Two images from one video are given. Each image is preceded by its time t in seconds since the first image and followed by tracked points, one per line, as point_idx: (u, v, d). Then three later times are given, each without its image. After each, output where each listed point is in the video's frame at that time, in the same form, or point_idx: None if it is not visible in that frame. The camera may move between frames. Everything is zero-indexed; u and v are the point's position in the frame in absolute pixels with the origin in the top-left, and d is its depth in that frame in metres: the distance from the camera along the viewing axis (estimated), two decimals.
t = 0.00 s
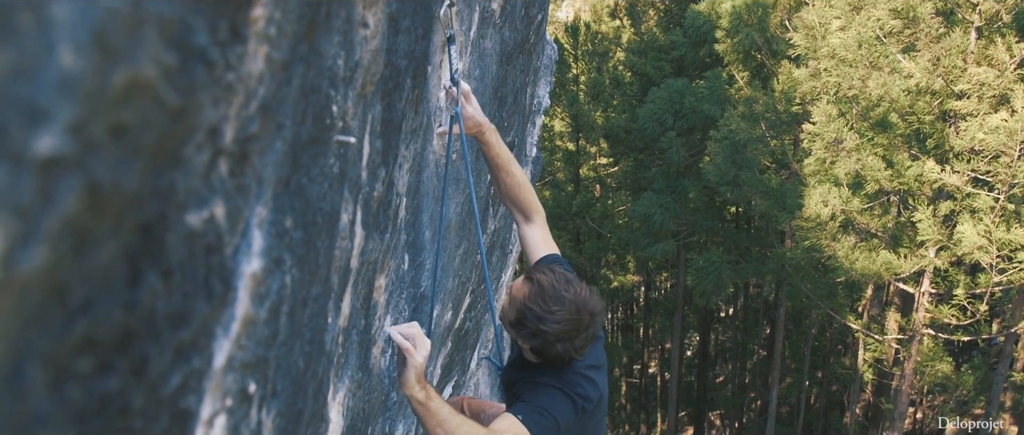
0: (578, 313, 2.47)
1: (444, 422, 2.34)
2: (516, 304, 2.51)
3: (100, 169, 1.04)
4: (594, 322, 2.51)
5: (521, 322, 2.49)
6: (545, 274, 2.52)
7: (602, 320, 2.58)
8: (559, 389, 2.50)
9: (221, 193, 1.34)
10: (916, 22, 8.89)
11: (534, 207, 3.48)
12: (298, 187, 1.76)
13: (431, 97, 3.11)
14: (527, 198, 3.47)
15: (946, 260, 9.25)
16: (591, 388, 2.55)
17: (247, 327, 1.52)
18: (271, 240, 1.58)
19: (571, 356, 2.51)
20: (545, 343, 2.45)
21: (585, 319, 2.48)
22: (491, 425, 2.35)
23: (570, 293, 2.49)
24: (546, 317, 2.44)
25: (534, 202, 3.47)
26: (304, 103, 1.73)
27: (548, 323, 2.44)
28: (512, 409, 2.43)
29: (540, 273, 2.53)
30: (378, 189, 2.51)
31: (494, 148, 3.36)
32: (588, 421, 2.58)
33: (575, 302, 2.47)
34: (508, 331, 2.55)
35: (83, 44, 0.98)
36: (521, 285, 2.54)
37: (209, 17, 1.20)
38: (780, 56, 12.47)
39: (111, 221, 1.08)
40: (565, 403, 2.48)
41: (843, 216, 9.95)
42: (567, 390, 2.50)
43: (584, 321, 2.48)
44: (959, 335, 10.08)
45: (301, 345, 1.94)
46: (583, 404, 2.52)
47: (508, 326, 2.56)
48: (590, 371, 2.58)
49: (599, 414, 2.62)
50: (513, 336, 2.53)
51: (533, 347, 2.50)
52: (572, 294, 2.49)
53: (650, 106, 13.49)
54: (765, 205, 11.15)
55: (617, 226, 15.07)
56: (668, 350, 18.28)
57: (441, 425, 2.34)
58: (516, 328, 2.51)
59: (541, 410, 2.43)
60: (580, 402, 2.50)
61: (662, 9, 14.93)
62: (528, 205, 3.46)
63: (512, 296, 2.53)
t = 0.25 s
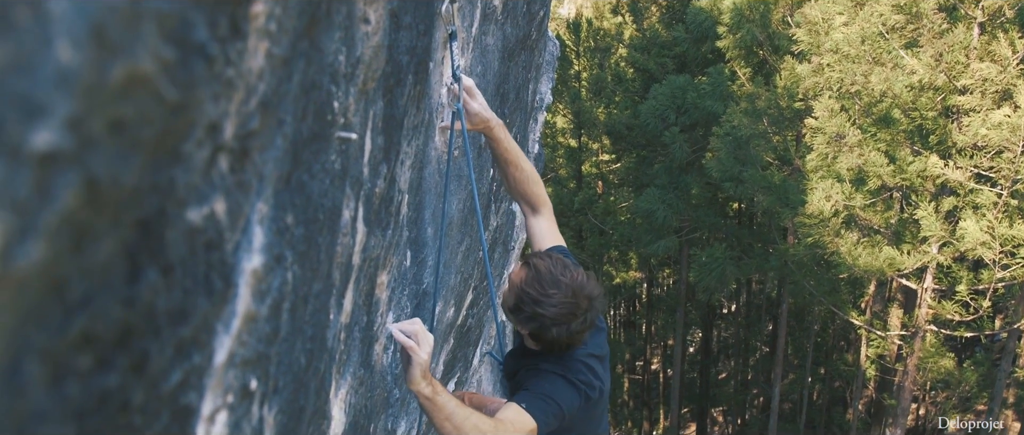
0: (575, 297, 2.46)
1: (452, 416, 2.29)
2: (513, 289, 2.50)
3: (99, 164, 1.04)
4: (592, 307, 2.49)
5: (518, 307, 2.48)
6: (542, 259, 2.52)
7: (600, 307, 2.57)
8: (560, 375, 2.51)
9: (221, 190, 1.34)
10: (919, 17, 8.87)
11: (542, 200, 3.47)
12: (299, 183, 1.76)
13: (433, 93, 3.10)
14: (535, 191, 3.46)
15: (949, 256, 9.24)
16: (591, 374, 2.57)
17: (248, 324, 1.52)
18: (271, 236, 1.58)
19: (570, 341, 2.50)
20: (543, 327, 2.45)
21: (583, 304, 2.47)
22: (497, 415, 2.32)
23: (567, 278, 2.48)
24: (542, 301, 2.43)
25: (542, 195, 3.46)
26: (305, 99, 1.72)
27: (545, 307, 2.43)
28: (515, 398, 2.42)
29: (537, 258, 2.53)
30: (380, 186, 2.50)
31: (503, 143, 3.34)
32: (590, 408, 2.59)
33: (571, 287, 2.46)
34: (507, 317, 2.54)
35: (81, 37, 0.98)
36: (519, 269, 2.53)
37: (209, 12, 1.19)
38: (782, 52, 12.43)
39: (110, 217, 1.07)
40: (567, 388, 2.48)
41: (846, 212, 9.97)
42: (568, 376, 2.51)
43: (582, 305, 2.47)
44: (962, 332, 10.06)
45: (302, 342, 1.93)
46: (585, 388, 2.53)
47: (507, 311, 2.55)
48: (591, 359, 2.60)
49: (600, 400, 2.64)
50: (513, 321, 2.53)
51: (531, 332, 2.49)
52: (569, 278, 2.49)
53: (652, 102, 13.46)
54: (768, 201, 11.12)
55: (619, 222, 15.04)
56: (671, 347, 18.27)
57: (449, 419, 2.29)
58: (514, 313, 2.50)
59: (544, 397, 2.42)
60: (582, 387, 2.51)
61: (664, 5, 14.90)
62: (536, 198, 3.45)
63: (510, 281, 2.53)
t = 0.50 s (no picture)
0: (585, 285, 2.46)
1: (458, 410, 2.27)
2: (523, 276, 2.50)
3: (100, 160, 1.03)
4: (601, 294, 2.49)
5: (528, 293, 2.48)
6: (550, 247, 2.52)
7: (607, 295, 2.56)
8: (566, 364, 2.50)
9: (223, 185, 1.33)
10: (922, 15, 8.84)
11: (548, 192, 3.49)
12: (301, 180, 1.75)
13: (435, 90, 3.09)
14: (541, 183, 3.48)
15: (952, 254, 9.24)
16: (597, 362, 2.56)
17: (249, 320, 1.51)
18: (274, 232, 1.58)
19: (579, 328, 2.49)
20: (552, 311, 2.45)
21: (593, 291, 2.47)
22: (502, 405, 2.33)
23: (576, 264, 2.49)
24: (553, 286, 2.43)
25: (548, 188, 3.48)
26: (307, 95, 1.72)
27: (555, 292, 2.43)
28: (520, 386, 2.41)
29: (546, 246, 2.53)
30: (382, 183, 2.50)
31: (509, 140, 3.34)
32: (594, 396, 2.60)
33: (580, 273, 2.47)
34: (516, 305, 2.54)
35: (82, 31, 0.97)
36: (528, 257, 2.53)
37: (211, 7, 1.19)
38: (785, 49, 12.42)
39: (111, 214, 1.07)
40: (572, 377, 2.48)
41: (849, 210, 9.95)
42: (574, 364, 2.51)
43: (591, 292, 2.47)
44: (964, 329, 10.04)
45: (305, 338, 1.93)
46: (590, 377, 2.53)
47: (516, 299, 2.55)
48: (597, 349, 2.59)
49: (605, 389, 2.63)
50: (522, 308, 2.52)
51: (541, 318, 2.49)
52: (578, 265, 2.49)
53: (654, 98, 13.45)
54: (771, 198, 11.11)
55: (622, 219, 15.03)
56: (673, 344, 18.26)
57: (455, 413, 2.27)
58: (524, 300, 2.50)
59: (549, 385, 2.42)
60: (587, 376, 2.51)
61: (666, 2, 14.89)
62: (542, 191, 3.46)
63: (520, 268, 2.53)
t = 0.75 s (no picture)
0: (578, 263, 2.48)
1: (468, 402, 2.27)
2: (536, 305, 2.42)
3: (105, 156, 1.03)
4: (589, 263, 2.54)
5: (545, 317, 2.44)
6: (528, 267, 2.42)
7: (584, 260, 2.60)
8: (575, 355, 2.50)
9: (227, 182, 1.33)
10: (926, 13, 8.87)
11: (553, 187, 3.46)
12: (306, 177, 1.75)
13: (438, 88, 3.08)
14: (545, 177, 3.45)
15: (955, 252, 9.23)
16: (604, 354, 2.58)
17: (254, 317, 1.51)
18: (278, 229, 1.57)
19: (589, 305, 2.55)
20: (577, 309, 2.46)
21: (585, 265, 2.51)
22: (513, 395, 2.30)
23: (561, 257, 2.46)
24: (565, 298, 2.42)
25: (553, 183, 3.45)
26: (311, 92, 1.71)
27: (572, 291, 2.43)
28: (531, 377, 2.39)
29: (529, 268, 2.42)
30: (386, 180, 2.50)
31: (512, 136, 3.32)
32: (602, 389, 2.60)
33: (569, 267, 2.45)
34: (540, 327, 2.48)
35: (89, 27, 0.98)
36: (523, 288, 2.42)
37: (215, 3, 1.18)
38: (788, 47, 12.39)
39: (117, 210, 1.07)
40: (581, 367, 2.48)
41: (852, 208, 9.87)
42: (583, 356, 2.51)
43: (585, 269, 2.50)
44: (968, 328, 10.02)
45: (308, 336, 1.93)
46: (599, 368, 2.54)
47: (536, 324, 2.48)
48: (604, 341, 2.61)
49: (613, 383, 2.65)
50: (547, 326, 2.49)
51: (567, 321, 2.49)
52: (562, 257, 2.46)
53: (658, 95, 13.43)
54: (774, 195, 11.09)
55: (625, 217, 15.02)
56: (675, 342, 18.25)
57: (466, 407, 2.27)
58: (548, 320, 2.45)
59: (560, 375, 2.40)
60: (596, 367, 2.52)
61: None
62: (546, 185, 3.44)
63: (526, 302, 2.42)
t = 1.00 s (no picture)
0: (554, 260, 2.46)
1: (470, 399, 2.25)
2: (525, 312, 2.41)
3: (109, 147, 1.03)
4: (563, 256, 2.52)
5: (539, 320, 2.45)
6: (503, 281, 2.38)
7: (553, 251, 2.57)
8: (571, 351, 2.52)
9: (230, 177, 1.33)
10: (929, 12, 8.85)
11: (549, 184, 3.45)
12: (308, 172, 1.75)
13: (442, 85, 3.08)
14: (542, 176, 3.44)
15: (957, 252, 9.20)
16: (599, 350, 2.60)
17: (256, 312, 1.51)
18: (281, 224, 1.57)
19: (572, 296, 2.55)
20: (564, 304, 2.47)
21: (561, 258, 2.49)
22: (513, 394, 2.30)
23: (537, 259, 2.42)
24: (550, 296, 2.41)
25: (549, 181, 3.44)
26: (314, 87, 1.71)
27: (557, 290, 2.43)
28: (530, 375, 2.39)
29: (507, 279, 2.38)
30: (388, 176, 2.50)
31: (510, 133, 3.31)
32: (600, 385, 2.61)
33: (546, 267, 2.43)
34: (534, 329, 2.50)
35: (93, 19, 0.98)
36: (507, 300, 2.39)
37: None
38: (791, 45, 12.38)
39: (120, 202, 1.07)
40: (578, 363, 2.49)
41: (856, 207, 9.83)
42: (579, 351, 2.53)
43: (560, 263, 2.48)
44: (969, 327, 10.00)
45: (311, 332, 1.93)
46: (595, 363, 2.56)
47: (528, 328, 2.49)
48: (599, 337, 2.64)
49: (611, 378, 2.66)
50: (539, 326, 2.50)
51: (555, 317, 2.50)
52: (538, 258, 2.43)
53: (661, 93, 13.42)
54: (776, 193, 11.08)
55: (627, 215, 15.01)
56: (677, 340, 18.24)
57: (466, 404, 2.26)
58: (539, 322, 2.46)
59: (558, 372, 2.40)
60: (592, 362, 2.53)
61: None
62: (543, 184, 3.43)
63: (514, 313, 2.41)
